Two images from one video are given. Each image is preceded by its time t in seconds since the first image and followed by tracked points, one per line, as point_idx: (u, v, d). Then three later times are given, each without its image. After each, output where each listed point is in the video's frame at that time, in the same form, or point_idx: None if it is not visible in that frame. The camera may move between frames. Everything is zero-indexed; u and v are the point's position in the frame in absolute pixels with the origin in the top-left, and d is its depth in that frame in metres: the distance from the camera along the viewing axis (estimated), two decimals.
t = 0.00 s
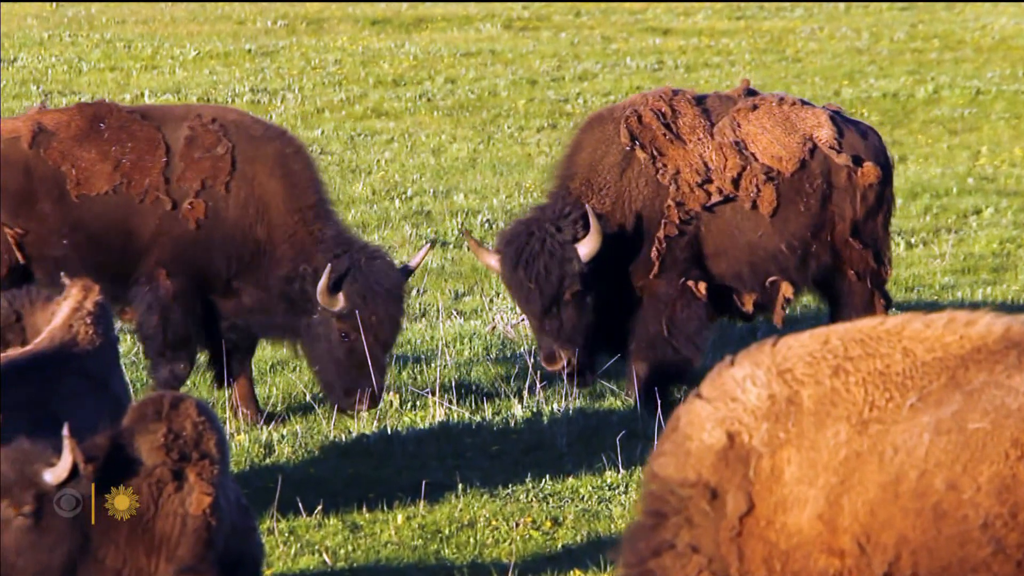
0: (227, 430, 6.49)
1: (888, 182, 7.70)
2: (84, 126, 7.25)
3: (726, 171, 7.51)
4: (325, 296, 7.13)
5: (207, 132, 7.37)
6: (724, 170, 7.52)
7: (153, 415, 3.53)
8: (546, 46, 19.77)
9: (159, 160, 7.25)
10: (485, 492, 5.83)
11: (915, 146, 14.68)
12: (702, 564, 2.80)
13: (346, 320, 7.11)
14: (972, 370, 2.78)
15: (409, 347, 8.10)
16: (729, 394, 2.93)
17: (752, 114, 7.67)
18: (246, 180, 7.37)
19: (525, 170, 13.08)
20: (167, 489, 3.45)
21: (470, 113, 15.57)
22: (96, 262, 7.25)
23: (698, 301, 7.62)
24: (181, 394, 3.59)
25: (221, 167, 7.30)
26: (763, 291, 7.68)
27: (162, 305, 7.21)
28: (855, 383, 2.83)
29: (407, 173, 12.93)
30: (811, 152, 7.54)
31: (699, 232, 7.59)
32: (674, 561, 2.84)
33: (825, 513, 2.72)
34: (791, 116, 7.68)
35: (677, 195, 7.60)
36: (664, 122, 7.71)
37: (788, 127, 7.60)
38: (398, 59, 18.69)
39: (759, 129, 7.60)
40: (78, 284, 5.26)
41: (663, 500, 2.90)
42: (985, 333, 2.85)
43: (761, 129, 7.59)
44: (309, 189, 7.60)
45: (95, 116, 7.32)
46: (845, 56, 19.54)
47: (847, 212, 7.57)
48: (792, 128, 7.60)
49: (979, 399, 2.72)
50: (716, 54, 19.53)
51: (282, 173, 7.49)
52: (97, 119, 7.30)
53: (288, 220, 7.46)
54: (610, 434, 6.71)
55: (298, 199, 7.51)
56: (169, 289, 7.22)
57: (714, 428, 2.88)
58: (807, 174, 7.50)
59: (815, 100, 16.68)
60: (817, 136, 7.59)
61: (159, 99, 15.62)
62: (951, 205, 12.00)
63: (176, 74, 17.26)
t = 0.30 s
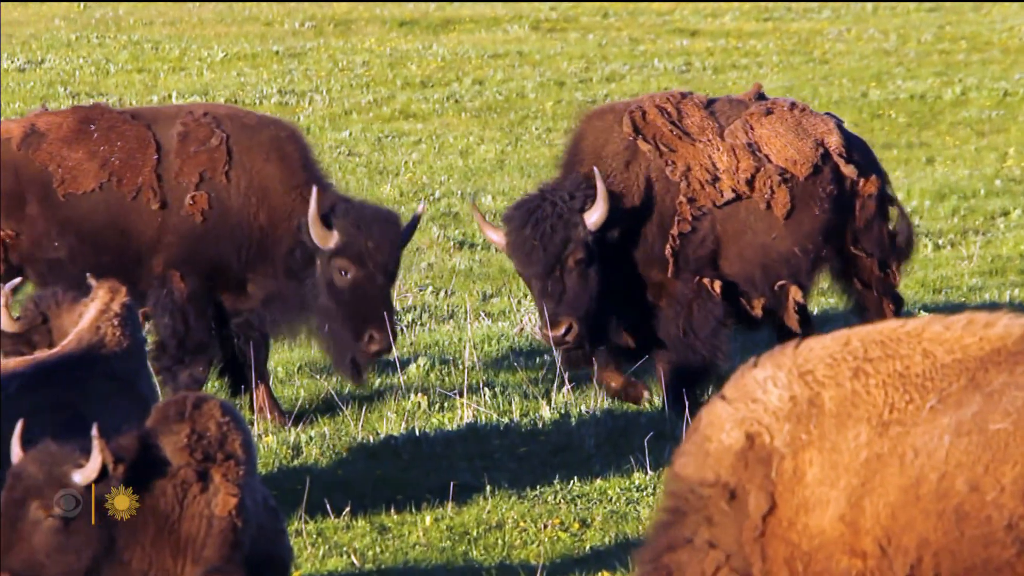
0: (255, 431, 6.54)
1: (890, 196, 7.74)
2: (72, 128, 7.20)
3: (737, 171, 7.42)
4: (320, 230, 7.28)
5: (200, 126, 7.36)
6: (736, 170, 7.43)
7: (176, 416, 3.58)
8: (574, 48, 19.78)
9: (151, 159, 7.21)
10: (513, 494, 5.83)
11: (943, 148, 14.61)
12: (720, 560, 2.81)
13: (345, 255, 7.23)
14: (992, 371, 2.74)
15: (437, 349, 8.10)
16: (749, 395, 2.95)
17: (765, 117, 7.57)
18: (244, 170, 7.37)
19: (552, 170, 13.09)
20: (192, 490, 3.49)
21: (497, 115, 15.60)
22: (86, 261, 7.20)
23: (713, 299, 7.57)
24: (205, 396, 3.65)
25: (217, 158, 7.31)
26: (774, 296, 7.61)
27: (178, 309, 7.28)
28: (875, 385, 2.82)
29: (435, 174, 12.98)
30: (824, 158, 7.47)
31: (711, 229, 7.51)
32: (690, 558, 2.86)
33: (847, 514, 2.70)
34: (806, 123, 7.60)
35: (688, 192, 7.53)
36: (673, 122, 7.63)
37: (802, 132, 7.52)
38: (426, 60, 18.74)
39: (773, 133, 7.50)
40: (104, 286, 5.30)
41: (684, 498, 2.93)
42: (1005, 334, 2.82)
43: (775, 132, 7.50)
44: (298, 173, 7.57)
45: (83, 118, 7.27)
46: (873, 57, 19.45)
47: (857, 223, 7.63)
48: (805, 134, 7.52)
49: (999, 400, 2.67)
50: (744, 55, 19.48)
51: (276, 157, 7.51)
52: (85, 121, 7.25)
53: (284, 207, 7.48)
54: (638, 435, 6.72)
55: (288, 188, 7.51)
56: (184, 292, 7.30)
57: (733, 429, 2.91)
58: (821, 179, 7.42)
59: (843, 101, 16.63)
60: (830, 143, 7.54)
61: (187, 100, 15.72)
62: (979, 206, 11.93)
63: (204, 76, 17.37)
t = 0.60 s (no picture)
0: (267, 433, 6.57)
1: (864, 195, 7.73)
2: (63, 130, 7.27)
3: (699, 169, 7.45)
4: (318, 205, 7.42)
5: (187, 126, 7.44)
6: (697, 168, 7.45)
7: (191, 418, 3.59)
8: (587, 49, 19.81)
9: (138, 162, 7.27)
10: (524, 495, 5.84)
11: (956, 149, 14.58)
12: (731, 567, 2.80)
13: (331, 238, 7.39)
14: (1004, 375, 2.75)
15: (450, 350, 8.11)
16: (759, 398, 2.93)
17: (728, 117, 7.62)
18: (232, 168, 7.43)
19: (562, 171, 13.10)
20: (206, 491, 3.50)
21: (509, 116, 15.62)
22: (77, 265, 7.28)
23: (699, 295, 7.57)
24: (218, 398, 3.66)
25: (203, 158, 7.36)
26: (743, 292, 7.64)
27: (174, 313, 7.35)
28: (885, 388, 2.81)
29: (447, 175, 13.00)
30: (788, 158, 7.52)
31: (682, 228, 7.48)
32: (703, 564, 2.84)
33: (856, 517, 2.69)
34: (768, 121, 7.63)
35: (651, 193, 7.51)
36: (632, 124, 7.67)
37: (764, 131, 7.56)
38: (439, 62, 18.76)
39: (735, 131, 7.55)
40: (117, 287, 5.31)
41: (693, 502, 2.91)
42: (1016, 339, 2.82)
43: (736, 131, 7.55)
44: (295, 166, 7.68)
45: (74, 121, 7.33)
46: (885, 58, 19.43)
47: (830, 220, 7.60)
48: (768, 133, 7.56)
49: (1011, 404, 2.69)
50: (757, 56, 19.48)
51: (269, 153, 7.60)
52: (75, 124, 7.31)
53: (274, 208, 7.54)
54: (650, 436, 6.71)
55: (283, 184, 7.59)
56: (179, 294, 7.38)
57: (744, 432, 2.88)
58: (786, 177, 7.47)
59: (855, 102, 16.62)
60: (795, 143, 7.57)
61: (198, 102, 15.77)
62: (991, 207, 11.91)
63: (216, 77, 17.42)
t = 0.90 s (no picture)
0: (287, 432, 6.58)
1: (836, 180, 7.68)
2: (87, 126, 7.39)
3: (653, 170, 7.56)
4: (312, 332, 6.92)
5: (210, 129, 7.48)
6: (652, 169, 7.57)
7: (213, 417, 3.63)
8: (606, 48, 19.77)
9: (159, 160, 7.37)
10: (544, 494, 5.85)
11: (974, 148, 14.51)
12: (749, 568, 3.02)
13: (311, 360, 6.92)
14: (1017, 374, 2.97)
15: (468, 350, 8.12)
16: (774, 400, 3.16)
17: (685, 112, 7.68)
18: (252, 178, 7.45)
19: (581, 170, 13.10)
20: (227, 490, 3.51)
21: (528, 115, 15.61)
22: (95, 259, 7.41)
23: (678, 292, 7.64)
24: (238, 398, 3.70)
25: (224, 164, 7.41)
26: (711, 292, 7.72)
27: (188, 314, 7.34)
28: (900, 387, 3.05)
29: (466, 174, 13.02)
30: (749, 148, 7.56)
31: (644, 230, 7.60)
32: (721, 566, 3.06)
33: (872, 517, 2.92)
34: (728, 113, 7.68)
35: (606, 202, 7.64)
36: (582, 134, 7.78)
37: (722, 124, 7.62)
38: (457, 61, 18.75)
39: (691, 127, 7.63)
40: (137, 286, 5.33)
41: (710, 504, 3.13)
42: None
43: (692, 126, 7.62)
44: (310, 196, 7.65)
45: (99, 116, 7.46)
46: (905, 57, 19.33)
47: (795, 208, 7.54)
48: (727, 124, 7.62)
49: None
50: (776, 55, 19.41)
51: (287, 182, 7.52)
52: (99, 119, 7.44)
53: (286, 236, 7.44)
54: (670, 435, 6.70)
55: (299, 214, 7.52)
56: (191, 296, 7.38)
57: (761, 435, 3.11)
58: (744, 168, 7.52)
59: (874, 101, 16.54)
60: (757, 134, 7.61)
61: (217, 100, 15.82)
62: (1012, 206, 11.86)
63: (235, 76, 17.49)
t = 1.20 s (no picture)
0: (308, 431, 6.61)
1: (825, 179, 7.44)
2: (116, 126, 7.39)
3: (629, 172, 7.56)
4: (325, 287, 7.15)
5: (239, 128, 7.55)
6: (628, 171, 7.56)
7: (230, 417, 3.66)
8: (627, 48, 19.75)
9: (190, 159, 7.43)
10: (566, 494, 5.86)
11: (996, 148, 14.45)
12: (763, 563, 3.13)
13: (317, 323, 7.13)
14: None
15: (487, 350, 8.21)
16: (794, 399, 3.24)
17: (667, 109, 7.59)
18: (278, 176, 7.56)
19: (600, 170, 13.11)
20: (245, 490, 3.54)
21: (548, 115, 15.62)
22: (127, 257, 7.48)
23: (647, 293, 7.75)
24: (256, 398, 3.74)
25: (252, 163, 7.50)
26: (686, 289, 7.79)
27: (212, 311, 7.46)
28: (921, 387, 3.12)
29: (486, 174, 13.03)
30: (729, 147, 7.43)
31: (618, 233, 7.68)
32: (734, 560, 3.17)
33: (892, 516, 3.00)
34: (711, 110, 7.54)
35: (582, 204, 7.69)
36: (562, 134, 7.78)
37: (702, 123, 7.49)
38: (479, 61, 18.76)
39: (671, 126, 7.54)
40: (159, 286, 5.35)
41: (727, 502, 3.24)
42: None
43: (672, 125, 7.53)
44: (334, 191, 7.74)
45: (126, 116, 7.44)
46: (926, 57, 19.25)
47: (775, 210, 7.40)
48: (708, 123, 7.50)
49: None
50: (797, 55, 19.36)
51: (311, 172, 7.64)
52: (128, 119, 7.43)
53: (316, 227, 7.61)
54: (691, 435, 6.70)
55: (317, 212, 7.63)
56: (217, 294, 7.52)
57: (778, 433, 3.19)
58: (722, 169, 7.42)
59: (896, 101, 16.48)
60: (739, 133, 7.45)
61: (239, 101, 15.89)
62: None
63: (257, 76, 17.56)
